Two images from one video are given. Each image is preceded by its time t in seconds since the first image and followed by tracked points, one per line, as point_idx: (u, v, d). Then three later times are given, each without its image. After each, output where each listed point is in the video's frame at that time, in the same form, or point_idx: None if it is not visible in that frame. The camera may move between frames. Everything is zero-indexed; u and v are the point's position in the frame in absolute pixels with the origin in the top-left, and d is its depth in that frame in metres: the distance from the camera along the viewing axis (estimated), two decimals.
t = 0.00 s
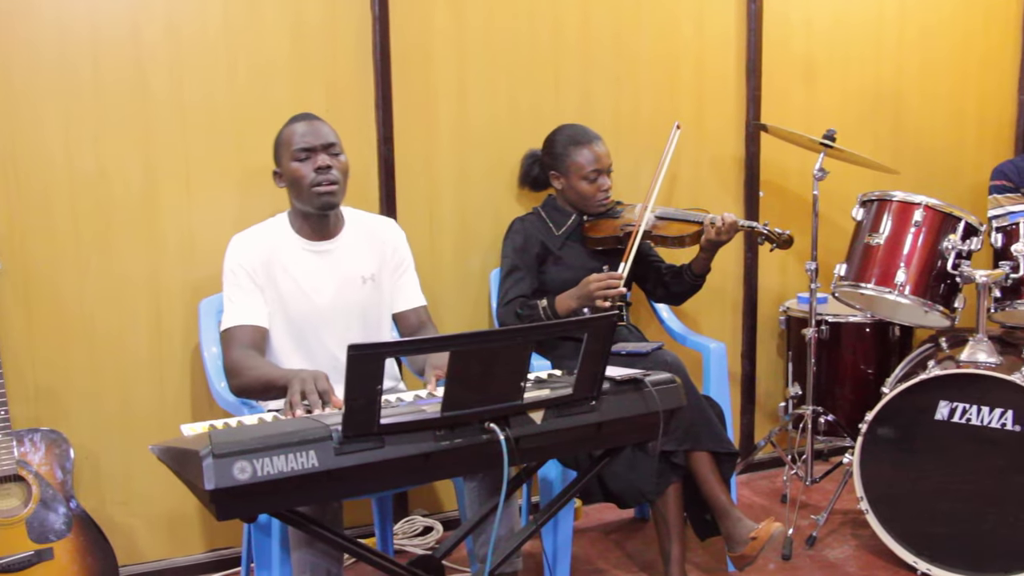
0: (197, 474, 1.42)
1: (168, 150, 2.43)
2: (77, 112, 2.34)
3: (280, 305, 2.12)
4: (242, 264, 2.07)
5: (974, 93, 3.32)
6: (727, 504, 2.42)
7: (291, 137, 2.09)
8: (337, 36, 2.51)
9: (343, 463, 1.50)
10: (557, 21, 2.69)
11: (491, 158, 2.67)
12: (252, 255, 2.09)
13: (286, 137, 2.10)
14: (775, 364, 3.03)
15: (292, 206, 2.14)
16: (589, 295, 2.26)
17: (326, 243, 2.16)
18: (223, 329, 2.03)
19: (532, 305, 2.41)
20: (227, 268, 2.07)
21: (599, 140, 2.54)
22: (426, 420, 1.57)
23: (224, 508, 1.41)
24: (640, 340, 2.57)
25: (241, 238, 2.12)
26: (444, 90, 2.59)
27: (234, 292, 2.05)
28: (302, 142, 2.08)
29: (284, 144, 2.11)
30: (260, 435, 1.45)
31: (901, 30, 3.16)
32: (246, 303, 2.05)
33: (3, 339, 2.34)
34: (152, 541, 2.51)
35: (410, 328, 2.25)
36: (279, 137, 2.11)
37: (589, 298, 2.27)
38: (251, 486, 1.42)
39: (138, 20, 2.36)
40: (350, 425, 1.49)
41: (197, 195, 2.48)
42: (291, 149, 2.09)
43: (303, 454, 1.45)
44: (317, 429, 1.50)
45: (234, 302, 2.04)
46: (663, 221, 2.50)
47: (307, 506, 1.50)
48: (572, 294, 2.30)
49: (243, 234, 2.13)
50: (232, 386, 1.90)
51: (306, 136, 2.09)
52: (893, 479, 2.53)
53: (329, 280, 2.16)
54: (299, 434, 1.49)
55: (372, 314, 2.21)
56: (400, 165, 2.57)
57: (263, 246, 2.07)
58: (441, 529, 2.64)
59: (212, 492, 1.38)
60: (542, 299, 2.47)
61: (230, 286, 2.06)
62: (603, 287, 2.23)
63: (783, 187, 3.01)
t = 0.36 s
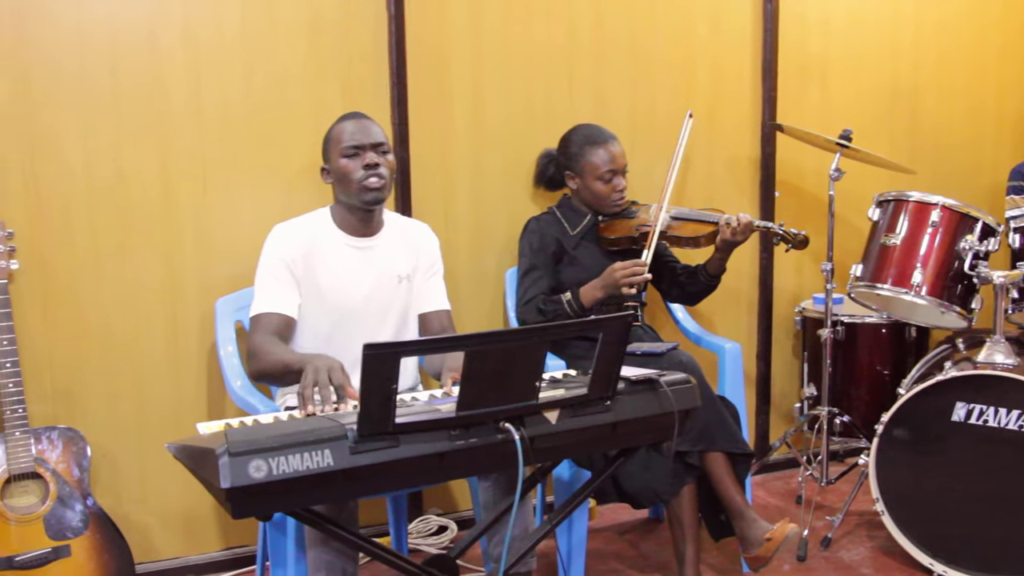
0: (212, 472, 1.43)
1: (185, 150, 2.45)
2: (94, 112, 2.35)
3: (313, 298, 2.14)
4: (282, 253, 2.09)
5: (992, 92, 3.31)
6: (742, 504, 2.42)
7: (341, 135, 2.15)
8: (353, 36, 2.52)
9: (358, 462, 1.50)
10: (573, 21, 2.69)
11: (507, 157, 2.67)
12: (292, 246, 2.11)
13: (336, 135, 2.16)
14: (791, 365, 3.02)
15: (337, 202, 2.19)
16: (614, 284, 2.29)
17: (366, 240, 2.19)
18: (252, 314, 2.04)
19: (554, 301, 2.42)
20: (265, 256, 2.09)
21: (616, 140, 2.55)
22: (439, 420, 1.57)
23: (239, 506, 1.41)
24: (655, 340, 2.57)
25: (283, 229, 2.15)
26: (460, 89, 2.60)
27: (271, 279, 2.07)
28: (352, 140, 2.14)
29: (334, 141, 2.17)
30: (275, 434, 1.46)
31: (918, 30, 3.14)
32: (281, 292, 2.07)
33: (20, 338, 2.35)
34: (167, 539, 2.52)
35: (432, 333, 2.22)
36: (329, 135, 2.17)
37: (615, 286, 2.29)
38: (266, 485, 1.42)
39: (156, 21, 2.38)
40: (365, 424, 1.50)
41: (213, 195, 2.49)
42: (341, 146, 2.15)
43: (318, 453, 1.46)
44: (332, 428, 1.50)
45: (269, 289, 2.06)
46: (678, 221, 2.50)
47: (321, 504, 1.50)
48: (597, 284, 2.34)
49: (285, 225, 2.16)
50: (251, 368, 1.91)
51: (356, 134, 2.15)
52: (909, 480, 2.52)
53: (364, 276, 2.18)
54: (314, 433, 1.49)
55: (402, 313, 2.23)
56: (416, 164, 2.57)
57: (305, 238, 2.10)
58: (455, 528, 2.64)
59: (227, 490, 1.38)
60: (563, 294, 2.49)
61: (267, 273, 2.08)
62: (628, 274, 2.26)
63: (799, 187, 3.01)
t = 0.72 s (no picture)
0: (245, 469, 1.44)
1: (220, 149, 2.46)
2: (131, 112, 2.39)
3: (340, 301, 2.15)
4: (306, 258, 2.10)
5: None
6: (773, 506, 2.41)
7: (363, 134, 2.13)
8: (387, 35, 2.53)
9: (389, 461, 1.51)
10: (606, 20, 2.68)
11: (539, 157, 2.67)
12: (317, 250, 2.12)
13: (358, 134, 2.14)
14: (823, 367, 3.01)
15: (359, 202, 2.18)
16: (633, 295, 2.29)
17: (390, 241, 2.19)
18: (282, 320, 2.06)
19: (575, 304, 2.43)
20: (291, 262, 2.10)
21: (649, 140, 2.54)
22: (470, 419, 1.57)
23: (272, 503, 1.43)
24: (687, 341, 2.56)
25: (307, 232, 2.16)
26: (493, 88, 2.60)
27: (297, 285, 2.08)
28: (374, 139, 2.12)
29: (356, 140, 2.15)
30: (307, 432, 1.47)
31: (954, 29, 3.11)
32: (308, 297, 2.08)
33: (58, 334, 2.38)
34: (200, 535, 2.54)
35: (461, 329, 2.24)
36: (351, 133, 2.15)
37: (633, 297, 2.29)
38: (298, 482, 1.43)
39: (191, 21, 2.40)
40: (396, 424, 1.50)
41: (247, 193, 2.51)
42: (363, 146, 2.12)
43: (350, 451, 1.47)
44: (363, 425, 1.51)
45: (296, 295, 2.07)
46: (712, 221, 2.50)
47: (353, 502, 1.51)
48: (616, 293, 2.33)
49: (308, 228, 2.16)
50: (287, 376, 1.94)
51: (377, 133, 2.12)
52: (943, 483, 2.49)
53: (390, 278, 2.18)
54: (346, 431, 1.50)
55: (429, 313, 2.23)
56: (449, 163, 2.58)
57: (328, 241, 2.10)
58: (485, 527, 2.65)
59: (260, 487, 1.40)
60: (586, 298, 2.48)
61: (293, 278, 2.09)
62: (647, 288, 2.26)
63: (832, 187, 2.99)
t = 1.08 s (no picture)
0: (264, 468, 1.44)
1: (240, 149, 2.48)
2: (152, 112, 2.40)
3: (337, 303, 2.15)
4: (297, 264, 2.12)
5: None
6: (792, 507, 2.39)
7: (350, 149, 2.06)
8: (407, 35, 2.53)
9: (408, 460, 1.50)
10: (625, 20, 2.68)
11: (559, 157, 2.68)
12: (307, 255, 2.13)
13: (344, 148, 2.07)
14: (842, 368, 3.00)
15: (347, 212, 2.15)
16: (652, 292, 2.28)
17: (383, 241, 2.18)
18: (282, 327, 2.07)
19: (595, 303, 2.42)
20: (284, 269, 2.13)
21: (666, 140, 2.54)
22: (490, 418, 1.57)
23: (291, 501, 1.42)
24: (705, 341, 2.56)
25: (299, 239, 2.18)
26: (513, 88, 2.60)
27: (292, 291, 2.10)
28: (363, 155, 2.06)
29: (342, 153, 2.09)
30: (326, 431, 1.46)
31: (976, 29, 3.10)
32: (304, 301, 2.09)
33: (79, 334, 2.40)
34: (220, 533, 2.55)
35: (469, 323, 2.24)
36: (336, 145, 2.09)
37: (651, 294, 2.28)
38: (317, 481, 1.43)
39: (212, 22, 2.42)
40: (416, 423, 1.50)
41: (267, 192, 2.52)
42: (351, 161, 2.07)
43: (369, 450, 1.46)
44: (383, 425, 1.51)
45: (292, 300, 2.08)
46: (730, 221, 2.49)
47: (371, 501, 1.51)
48: (635, 291, 2.32)
49: (301, 236, 2.17)
50: (295, 383, 1.91)
51: (365, 149, 2.06)
52: (963, 485, 2.47)
53: (385, 278, 2.17)
54: (366, 430, 1.50)
55: (430, 311, 2.21)
56: (469, 164, 2.58)
57: (318, 246, 2.11)
58: (503, 527, 2.65)
59: (280, 486, 1.39)
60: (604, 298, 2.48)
61: (288, 286, 2.11)
62: (667, 283, 2.25)
63: (852, 188, 2.98)
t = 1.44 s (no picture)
0: (293, 466, 1.45)
1: (271, 148, 2.49)
2: (184, 111, 2.42)
3: (363, 303, 2.15)
4: (325, 264, 2.12)
5: None
6: (821, 509, 2.38)
7: (374, 153, 2.03)
8: (438, 35, 2.54)
9: (436, 459, 1.51)
10: (656, 20, 2.68)
11: (588, 156, 2.68)
12: (335, 255, 2.13)
13: (369, 152, 2.04)
14: (872, 369, 2.98)
15: (375, 214, 2.12)
16: (689, 287, 2.27)
17: (410, 242, 2.17)
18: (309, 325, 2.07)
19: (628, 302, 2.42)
20: (312, 269, 2.13)
21: (696, 140, 2.53)
22: (518, 418, 1.56)
23: (319, 499, 1.43)
24: (734, 341, 2.56)
25: (327, 238, 2.18)
26: (543, 88, 2.61)
27: (319, 290, 2.10)
28: (387, 160, 2.02)
29: (367, 157, 2.05)
30: (355, 429, 1.47)
31: (1010, 28, 3.07)
32: (331, 300, 2.09)
33: (111, 332, 2.42)
34: (249, 530, 2.57)
35: (501, 323, 2.20)
36: (360, 150, 2.05)
37: (690, 289, 2.27)
38: (346, 479, 1.44)
39: (245, 22, 2.43)
40: (444, 422, 1.50)
41: (298, 191, 2.53)
42: (376, 165, 2.03)
43: (397, 449, 1.47)
44: (411, 424, 1.51)
45: (320, 299, 2.09)
46: (759, 221, 2.48)
47: (399, 499, 1.51)
48: (673, 286, 2.32)
49: (329, 235, 2.18)
50: (323, 380, 1.90)
51: (390, 153, 2.03)
52: (996, 488, 2.44)
53: (412, 278, 2.17)
54: (394, 429, 1.51)
55: (457, 311, 2.20)
56: (498, 163, 2.59)
57: (344, 247, 2.11)
58: (530, 526, 2.65)
59: (308, 484, 1.40)
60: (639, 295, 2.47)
61: (315, 285, 2.12)
62: (705, 278, 2.24)
63: (883, 188, 2.96)
